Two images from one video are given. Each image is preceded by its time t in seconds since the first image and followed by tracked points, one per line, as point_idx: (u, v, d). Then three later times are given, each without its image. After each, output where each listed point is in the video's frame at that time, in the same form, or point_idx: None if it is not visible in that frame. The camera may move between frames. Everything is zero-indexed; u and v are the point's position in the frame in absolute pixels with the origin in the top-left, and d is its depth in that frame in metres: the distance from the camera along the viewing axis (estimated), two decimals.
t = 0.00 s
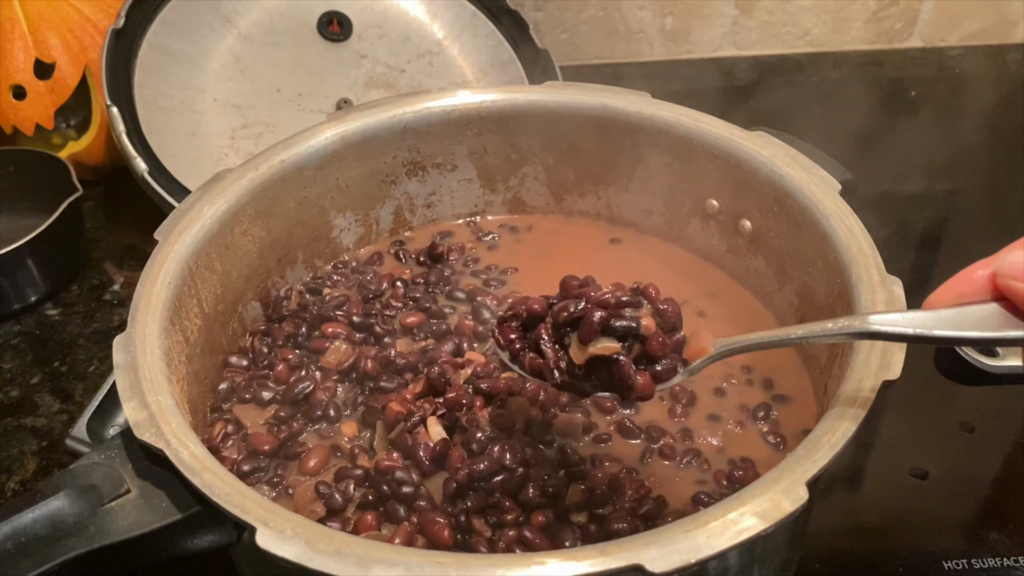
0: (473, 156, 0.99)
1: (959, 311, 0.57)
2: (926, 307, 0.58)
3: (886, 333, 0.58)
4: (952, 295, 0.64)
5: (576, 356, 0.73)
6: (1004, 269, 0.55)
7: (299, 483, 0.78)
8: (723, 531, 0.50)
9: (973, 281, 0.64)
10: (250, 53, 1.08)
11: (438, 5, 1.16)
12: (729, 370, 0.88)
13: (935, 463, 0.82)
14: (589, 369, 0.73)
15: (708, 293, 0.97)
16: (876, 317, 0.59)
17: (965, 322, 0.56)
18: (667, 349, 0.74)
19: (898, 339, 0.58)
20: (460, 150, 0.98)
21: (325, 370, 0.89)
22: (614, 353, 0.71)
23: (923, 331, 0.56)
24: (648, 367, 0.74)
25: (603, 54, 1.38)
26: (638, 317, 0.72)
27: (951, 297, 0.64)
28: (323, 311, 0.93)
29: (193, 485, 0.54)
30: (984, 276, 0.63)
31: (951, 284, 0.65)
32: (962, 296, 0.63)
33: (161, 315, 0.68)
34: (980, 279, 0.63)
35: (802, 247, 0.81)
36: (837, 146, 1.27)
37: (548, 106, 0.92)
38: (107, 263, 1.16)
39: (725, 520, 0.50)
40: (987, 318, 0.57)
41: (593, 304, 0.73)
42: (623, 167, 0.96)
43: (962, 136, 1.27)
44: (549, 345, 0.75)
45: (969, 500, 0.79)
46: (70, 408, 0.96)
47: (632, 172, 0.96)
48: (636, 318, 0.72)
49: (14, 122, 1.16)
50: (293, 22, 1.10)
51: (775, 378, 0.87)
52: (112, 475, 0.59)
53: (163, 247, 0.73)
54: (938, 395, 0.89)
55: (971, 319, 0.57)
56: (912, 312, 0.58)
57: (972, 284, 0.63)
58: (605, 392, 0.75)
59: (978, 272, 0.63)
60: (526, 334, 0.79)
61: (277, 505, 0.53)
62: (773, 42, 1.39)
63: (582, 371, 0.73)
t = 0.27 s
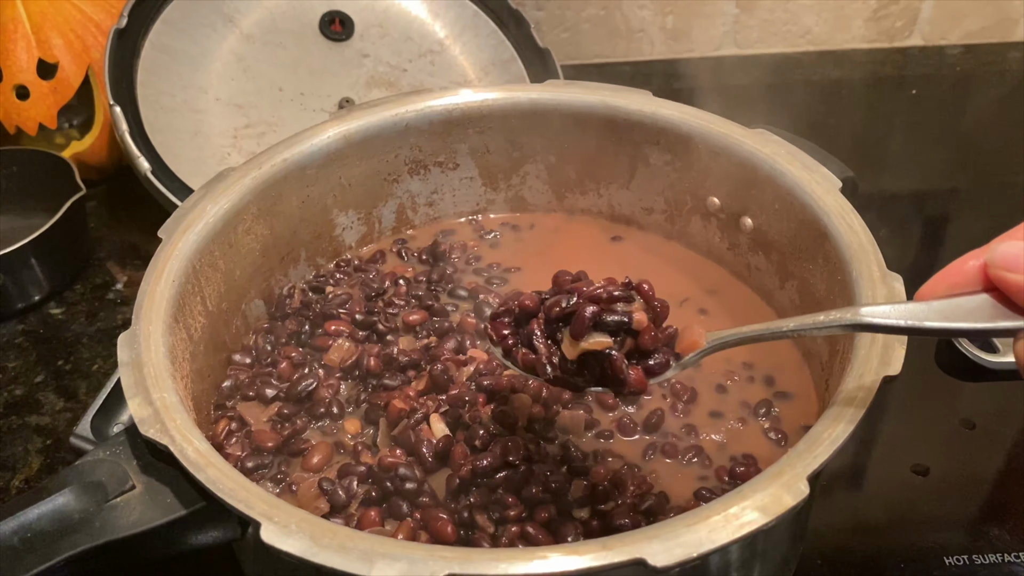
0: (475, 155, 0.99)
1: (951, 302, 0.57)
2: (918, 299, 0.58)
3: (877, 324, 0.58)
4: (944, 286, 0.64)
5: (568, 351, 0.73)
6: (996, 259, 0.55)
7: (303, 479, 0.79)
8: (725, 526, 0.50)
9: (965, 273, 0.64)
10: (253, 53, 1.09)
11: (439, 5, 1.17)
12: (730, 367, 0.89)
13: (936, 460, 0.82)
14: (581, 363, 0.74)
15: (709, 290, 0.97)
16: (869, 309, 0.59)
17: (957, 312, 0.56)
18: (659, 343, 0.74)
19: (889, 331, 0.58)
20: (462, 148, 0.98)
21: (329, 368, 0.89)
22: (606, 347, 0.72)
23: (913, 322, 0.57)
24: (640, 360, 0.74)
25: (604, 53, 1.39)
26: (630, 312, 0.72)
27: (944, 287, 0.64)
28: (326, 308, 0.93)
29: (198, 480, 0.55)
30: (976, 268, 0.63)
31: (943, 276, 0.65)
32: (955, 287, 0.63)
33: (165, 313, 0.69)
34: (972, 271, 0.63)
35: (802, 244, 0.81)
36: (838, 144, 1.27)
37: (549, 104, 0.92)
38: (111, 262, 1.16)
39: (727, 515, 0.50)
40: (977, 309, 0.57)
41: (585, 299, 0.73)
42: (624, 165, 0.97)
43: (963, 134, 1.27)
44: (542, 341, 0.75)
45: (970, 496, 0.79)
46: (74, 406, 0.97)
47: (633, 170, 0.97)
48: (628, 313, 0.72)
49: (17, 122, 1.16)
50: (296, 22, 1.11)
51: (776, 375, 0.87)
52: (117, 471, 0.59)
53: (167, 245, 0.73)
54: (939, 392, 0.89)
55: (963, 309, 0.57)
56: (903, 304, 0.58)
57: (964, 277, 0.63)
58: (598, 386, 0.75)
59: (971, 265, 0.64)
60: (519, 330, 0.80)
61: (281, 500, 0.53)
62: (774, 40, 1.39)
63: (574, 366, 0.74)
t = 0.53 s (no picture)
0: (475, 153, 0.99)
1: (944, 304, 0.57)
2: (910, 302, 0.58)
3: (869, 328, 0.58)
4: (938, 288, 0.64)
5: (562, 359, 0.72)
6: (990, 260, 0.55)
7: (305, 477, 0.79)
8: (726, 522, 0.50)
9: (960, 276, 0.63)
10: (254, 52, 1.09)
11: (440, 4, 1.17)
12: (732, 364, 0.89)
13: (938, 457, 0.82)
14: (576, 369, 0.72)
15: (710, 287, 0.97)
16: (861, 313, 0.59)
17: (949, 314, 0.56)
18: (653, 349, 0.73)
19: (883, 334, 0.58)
20: (463, 147, 0.98)
21: (330, 367, 0.89)
22: (601, 355, 0.70)
23: (905, 325, 0.57)
24: (634, 367, 0.73)
25: (605, 52, 1.39)
26: (624, 319, 0.71)
27: (937, 288, 0.64)
28: (327, 306, 0.93)
29: (199, 478, 0.55)
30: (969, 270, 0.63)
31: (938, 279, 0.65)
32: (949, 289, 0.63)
33: (167, 311, 0.69)
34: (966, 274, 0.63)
35: (804, 242, 0.81)
36: (839, 142, 1.27)
37: (550, 102, 0.92)
38: (113, 262, 1.16)
39: (728, 511, 0.50)
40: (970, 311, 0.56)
41: (578, 306, 0.71)
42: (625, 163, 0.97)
43: (963, 132, 1.27)
44: (536, 350, 0.74)
45: (972, 494, 0.79)
46: (76, 405, 0.97)
47: (634, 168, 0.97)
48: (622, 320, 0.71)
49: (18, 122, 1.17)
50: (296, 22, 1.11)
51: (778, 372, 0.87)
52: (119, 470, 0.59)
53: (168, 243, 0.73)
54: (940, 389, 0.89)
55: (956, 311, 0.56)
56: (896, 307, 0.58)
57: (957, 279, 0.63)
58: (593, 394, 0.74)
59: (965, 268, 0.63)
60: (513, 337, 0.78)
61: (282, 497, 0.53)
62: (775, 39, 1.39)
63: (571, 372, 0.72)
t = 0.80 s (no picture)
0: (474, 156, 0.99)
1: (939, 323, 0.57)
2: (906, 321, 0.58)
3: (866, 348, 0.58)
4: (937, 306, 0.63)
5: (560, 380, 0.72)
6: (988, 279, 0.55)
7: (303, 482, 0.78)
8: (726, 527, 0.50)
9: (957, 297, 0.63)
10: (252, 54, 1.09)
11: (439, 6, 1.16)
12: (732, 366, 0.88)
13: (939, 460, 0.82)
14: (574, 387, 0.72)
15: (710, 289, 0.97)
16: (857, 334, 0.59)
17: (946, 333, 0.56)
18: (650, 369, 0.73)
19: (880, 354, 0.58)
20: (462, 149, 0.98)
21: (328, 371, 0.89)
22: (597, 376, 0.70)
23: (902, 345, 0.56)
24: (630, 387, 0.73)
25: (605, 53, 1.38)
26: (620, 339, 0.71)
27: (933, 309, 0.64)
28: (326, 310, 0.93)
29: (196, 483, 0.55)
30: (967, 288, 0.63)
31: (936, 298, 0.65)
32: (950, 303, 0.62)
33: (164, 315, 0.68)
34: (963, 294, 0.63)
35: (804, 244, 0.81)
36: (839, 143, 1.27)
37: (550, 104, 0.92)
38: (112, 265, 1.16)
39: (728, 516, 0.50)
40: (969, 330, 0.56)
41: (574, 326, 0.72)
42: (624, 165, 0.96)
43: (964, 133, 1.27)
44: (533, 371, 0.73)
45: (973, 497, 0.78)
46: (75, 409, 0.96)
47: (634, 170, 0.96)
48: (617, 340, 0.71)
49: (17, 125, 1.16)
50: (295, 24, 1.11)
51: (778, 375, 0.87)
52: (116, 475, 0.59)
53: (166, 246, 0.73)
54: (941, 392, 0.89)
55: (953, 330, 0.56)
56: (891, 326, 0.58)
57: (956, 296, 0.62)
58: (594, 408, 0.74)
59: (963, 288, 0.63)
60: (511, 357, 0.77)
61: (279, 503, 0.53)
62: (775, 40, 1.39)
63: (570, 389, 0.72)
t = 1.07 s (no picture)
0: (470, 158, 0.99)
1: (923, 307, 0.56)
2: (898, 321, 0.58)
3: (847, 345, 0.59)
4: (921, 287, 0.62)
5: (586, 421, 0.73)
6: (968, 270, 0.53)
7: (298, 487, 0.78)
8: (719, 532, 0.49)
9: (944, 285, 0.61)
10: (249, 57, 1.08)
11: (436, 8, 1.16)
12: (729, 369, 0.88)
13: (937, 462, 0.82)
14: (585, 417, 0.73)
15: (707, 292, 0.97)
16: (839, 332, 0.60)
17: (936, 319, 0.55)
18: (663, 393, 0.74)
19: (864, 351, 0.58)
20: (458, 152, 0.97)
21: (323, 375, 0.89)
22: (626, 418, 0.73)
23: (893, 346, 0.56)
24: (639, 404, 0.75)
25: (603, 55, 1.38)
26: (627, 388, 0.71)
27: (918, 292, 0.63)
28: (321, 314, 0.93)
29: (189, 490, 0.54)
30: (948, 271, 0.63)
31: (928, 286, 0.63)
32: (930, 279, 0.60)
33: (158, 319, 0.68)
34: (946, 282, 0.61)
35: (800, 246, 0.80)
36: (837, 144, 1.26)
37: (546, 107, 0.92)
38: (108, 269, 1.16)
39: (722, 521, 0.50)
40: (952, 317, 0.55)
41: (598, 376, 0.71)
42: (621, 168, 0.96)
43: (962, 133, 1.27)
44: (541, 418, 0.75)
45: (971, 500, 0.78)
46: (71, 413, 0.96)
47: (630, 172, 0.96)
48: (623, 390, 0.72)
49: (14, 128, 1.16)
50: (292, 27, 1.10)
51: (775, 378, 0.86)
52: (109, 481, 0.59)
53: (160, 251, 0.73)
54: (939, 394, 0.88)
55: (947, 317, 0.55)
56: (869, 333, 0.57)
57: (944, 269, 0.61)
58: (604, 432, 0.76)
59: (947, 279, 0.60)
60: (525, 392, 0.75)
61: (271, 509, 0.53)
62: (773, 41, 1.38)
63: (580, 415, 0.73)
